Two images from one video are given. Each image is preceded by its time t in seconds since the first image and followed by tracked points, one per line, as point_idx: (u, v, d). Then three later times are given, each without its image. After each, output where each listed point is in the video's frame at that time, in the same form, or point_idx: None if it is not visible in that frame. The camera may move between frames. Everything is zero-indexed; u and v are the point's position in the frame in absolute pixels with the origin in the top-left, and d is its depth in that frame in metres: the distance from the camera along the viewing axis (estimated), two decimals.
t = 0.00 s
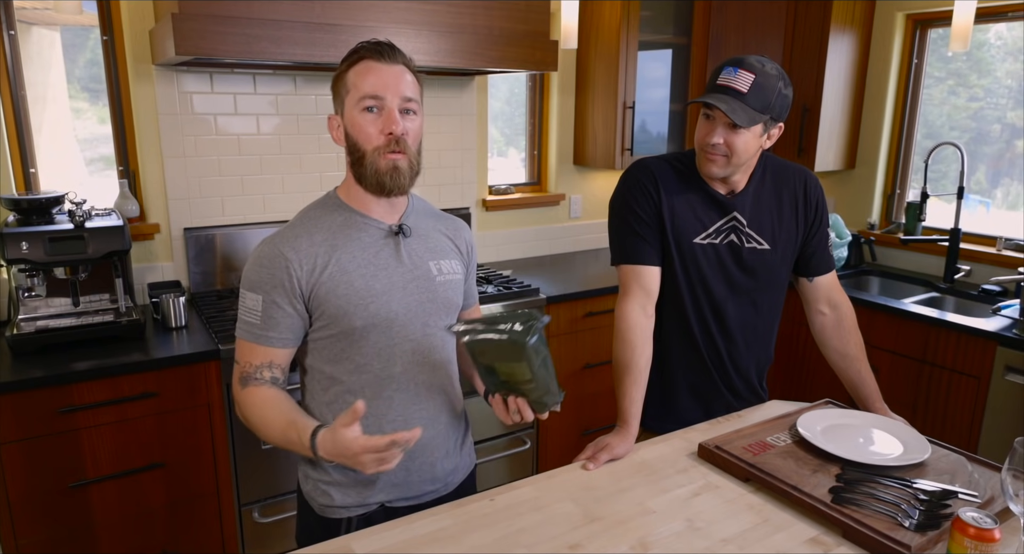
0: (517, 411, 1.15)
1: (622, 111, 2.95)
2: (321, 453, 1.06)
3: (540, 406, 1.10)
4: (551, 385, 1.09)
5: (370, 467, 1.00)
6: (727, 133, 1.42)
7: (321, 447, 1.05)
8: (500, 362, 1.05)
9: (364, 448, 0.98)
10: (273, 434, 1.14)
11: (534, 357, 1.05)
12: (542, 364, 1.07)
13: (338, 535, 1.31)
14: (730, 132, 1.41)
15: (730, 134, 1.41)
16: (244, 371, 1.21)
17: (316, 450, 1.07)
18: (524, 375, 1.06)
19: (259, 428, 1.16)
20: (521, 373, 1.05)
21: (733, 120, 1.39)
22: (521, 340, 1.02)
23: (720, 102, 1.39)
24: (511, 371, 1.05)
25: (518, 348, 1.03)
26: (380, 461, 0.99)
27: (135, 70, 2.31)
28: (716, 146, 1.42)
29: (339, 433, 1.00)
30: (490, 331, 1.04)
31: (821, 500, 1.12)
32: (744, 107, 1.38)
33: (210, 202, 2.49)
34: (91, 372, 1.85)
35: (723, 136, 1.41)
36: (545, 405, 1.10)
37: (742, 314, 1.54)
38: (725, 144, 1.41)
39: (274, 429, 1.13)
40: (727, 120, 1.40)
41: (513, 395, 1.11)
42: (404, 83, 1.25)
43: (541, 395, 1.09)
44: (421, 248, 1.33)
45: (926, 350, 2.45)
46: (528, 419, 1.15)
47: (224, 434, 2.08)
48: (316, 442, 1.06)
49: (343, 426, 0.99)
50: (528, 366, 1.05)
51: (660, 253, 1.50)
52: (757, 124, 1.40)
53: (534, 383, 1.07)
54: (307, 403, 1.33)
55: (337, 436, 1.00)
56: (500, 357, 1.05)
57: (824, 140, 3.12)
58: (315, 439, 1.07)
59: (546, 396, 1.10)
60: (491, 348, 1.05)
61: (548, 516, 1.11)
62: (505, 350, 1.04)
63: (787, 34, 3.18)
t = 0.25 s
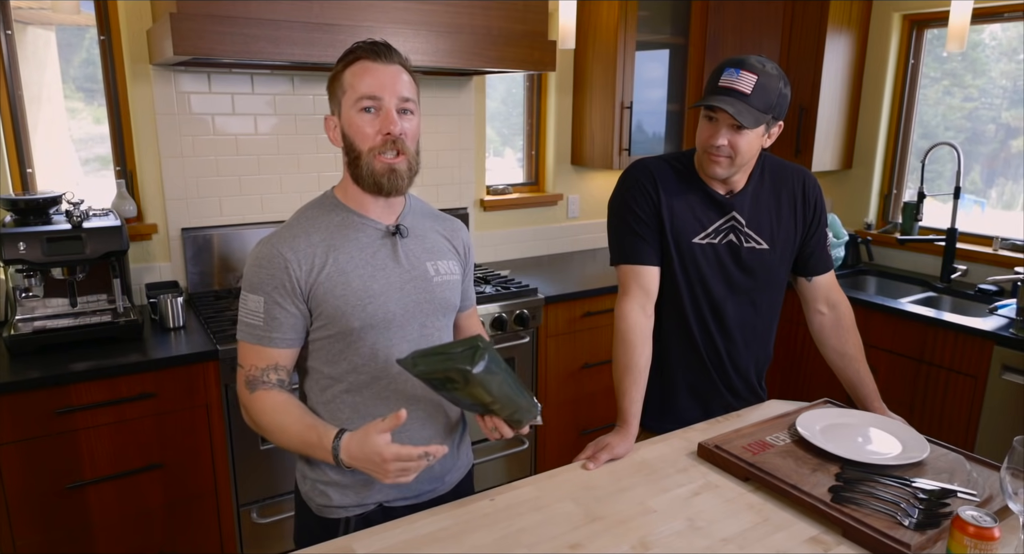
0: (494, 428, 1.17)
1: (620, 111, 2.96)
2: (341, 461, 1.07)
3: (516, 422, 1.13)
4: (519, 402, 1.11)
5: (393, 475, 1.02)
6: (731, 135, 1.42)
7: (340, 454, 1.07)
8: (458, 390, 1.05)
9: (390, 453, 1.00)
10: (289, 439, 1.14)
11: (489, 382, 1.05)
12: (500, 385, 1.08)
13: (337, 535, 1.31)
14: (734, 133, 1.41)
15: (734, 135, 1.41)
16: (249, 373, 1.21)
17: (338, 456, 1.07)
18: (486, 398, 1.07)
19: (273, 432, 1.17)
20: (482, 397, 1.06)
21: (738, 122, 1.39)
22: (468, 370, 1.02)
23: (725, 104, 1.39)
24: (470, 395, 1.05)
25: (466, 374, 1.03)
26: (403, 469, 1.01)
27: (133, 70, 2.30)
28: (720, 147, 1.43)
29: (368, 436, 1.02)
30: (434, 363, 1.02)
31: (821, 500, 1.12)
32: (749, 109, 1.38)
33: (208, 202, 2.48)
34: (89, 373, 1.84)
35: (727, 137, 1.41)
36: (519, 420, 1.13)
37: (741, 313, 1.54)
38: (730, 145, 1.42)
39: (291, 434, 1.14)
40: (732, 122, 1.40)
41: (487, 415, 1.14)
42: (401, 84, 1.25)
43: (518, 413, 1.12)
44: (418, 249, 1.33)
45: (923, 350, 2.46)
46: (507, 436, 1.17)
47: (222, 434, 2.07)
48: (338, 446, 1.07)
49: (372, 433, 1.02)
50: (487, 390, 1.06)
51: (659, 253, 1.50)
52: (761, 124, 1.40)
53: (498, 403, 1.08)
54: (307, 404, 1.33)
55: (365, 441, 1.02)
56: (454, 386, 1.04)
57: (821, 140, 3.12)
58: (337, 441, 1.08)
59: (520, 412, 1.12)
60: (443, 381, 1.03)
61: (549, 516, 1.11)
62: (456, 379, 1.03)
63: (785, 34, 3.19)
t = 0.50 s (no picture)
0: (494, 421, 1.18)
1: (619, 111, 2.96)
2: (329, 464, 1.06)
3: (519, 416, 1.12)
4: (525, 394, 1.11)
5: (380, 479, 1.01)
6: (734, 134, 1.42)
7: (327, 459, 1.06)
8: (467, 371, 1.06)
9: (376, 456, 1.00)
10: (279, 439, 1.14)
11: (502, 367, 1.07)
12: (512, 373, 1.09)
13: (338, 537, 1.31)
14: (738, 132, 1.41)
15: (737, 135, 1.41)
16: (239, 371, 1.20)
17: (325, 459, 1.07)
18: (495, 385, 1.08)
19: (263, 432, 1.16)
20: (490, 382, 1.07)
21: (742, 121, 1.40)
22: (487, 350, 1.04)
23: (729, 105, 1.39)
24: (479, 378, 1.07)
25: (482, 356, 1.05)
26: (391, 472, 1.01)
27: (131, 71, 2.30)
28: (723, 147, 1.43)
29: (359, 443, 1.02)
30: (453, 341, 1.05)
31: (823, 499, 1.12)
32: (753, 109, 1.39)
33: (207, 202, 2.48)
34: (88, 374, 1.84)
35: (730, 137, 1.42)
36: (522, 414, 1.13)
37: (741, 312, 1.54)
38: (733, 145, 1.42)
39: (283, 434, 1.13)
40: (735, 122, 1.40)
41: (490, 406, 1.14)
42: (401, 86, 1.26)
43: (521, 407, 1.12)
44: (416, 249, 1.33)
45: (922, 349, 2.46)
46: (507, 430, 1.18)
47: (222, 435, 2.07)
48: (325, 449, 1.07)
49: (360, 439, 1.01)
50: (497, 376, 1.07)
51: (659, 253, 1.50)
52: (765, 124, 1.41)
53: (505, 392, 1.09)
54: (304, 404, 1.33)
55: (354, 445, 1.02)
56: (466, 367, 1.06)
57: (819, 140, 3.13)
58: (325, 444, 1.07)
59: (524, 406, 1.12)
60: (457, 359, 1.06)
61: (551, 516, 1.11)
62: (470, 359, 1.05)
63: (783, 34, 3.19)
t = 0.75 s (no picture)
0: (495, 413, 1.19)
1: (618, 112, 2.96)
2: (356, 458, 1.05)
3: (519, 408, 1.12)
4: (526, 385, 1.11)
5: (409, 469, 1.02)
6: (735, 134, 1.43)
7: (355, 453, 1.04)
8: (469, 356, 1.07)
9: (413, 443, 1.01)
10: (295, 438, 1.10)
11: (504, 354, 1.07)
12: (513, 361, 1.09)
13: (339, 538, 1.31)
14: (739, 132, 1.42)
15: (738, 134, 1.42)
16: (244, 374, 1.17)
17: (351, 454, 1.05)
18: (496, 372, 1.08)
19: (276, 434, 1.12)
20: (492, 369, 1.07)
21: (743, 121, 1.40)
22: (490, 335, 1.04)
23: (730, 105, 1.39)
24: (480, 364, 1.07)
25: (485, 342, 1.05)
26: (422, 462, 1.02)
27: (130, 71, 2.30)
28: (724, 146, 1.43)
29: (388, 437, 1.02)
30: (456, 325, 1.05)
31: (825, 498, 1.12)
32: (753, 108, 1.39)
33: (205, 202, 2.47)
34: (88, 375, 1.83)
35: (731, 137, 1.42)
36: (524, 406, 1.12)
37: (742, 312, 1.55)
38: (734, 144, 1.42)
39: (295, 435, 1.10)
40: (736, 121, 1.41)
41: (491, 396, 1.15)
42: (397, 85, 1.26)
43: (522, 398, 1.11)
44: (414, 248, 1.33)
45: (920, 348, 2.47)
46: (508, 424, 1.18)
47: (221, 436, 2.06)
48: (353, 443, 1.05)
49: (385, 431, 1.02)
50: (499, 363, 1.07)
51: (659, 252, 1.50)
52: (765, 123, 1.41)
53: (507, 380, 1.09)
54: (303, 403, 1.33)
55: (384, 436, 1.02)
56: (468, 352, 1.06)
57: (817, 140, 3.14)
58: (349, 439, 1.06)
59: (525, 398, 1.11)
60: (459, 343, 1.06)
61: (554, 515, 1.11)
62: (472, 344, 1.05)
63: (781, 34, 3.20)
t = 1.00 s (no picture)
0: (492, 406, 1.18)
1: (617, 113, 2.97)
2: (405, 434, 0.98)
3: (516, 401, 1.12)
4: (522, 378, 1.11)
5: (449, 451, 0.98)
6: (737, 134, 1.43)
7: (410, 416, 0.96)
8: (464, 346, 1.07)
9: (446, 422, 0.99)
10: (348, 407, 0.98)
11: (498, 343, 1.07)
12: (508, 351, 1.09)
13: (337, 538, 1.31)
14: (740, 132, 1.42)
15: (740, 134, 1.42)
16: (260, 342, 1.01)
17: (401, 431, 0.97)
18: (492, 363, 1.09)
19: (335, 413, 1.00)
20: (486, 359, 1.08)
21: (745, 121, 1.41)
22: (483, 322, 1.04)
23: (733, 105, 1.39)
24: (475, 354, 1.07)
25: (479, 330, 1.05)
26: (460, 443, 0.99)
27: (129, 72, 2.29)
28: (726, 147, 1.43)
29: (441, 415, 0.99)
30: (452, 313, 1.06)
31: (827, 496, 1.13)
32: (755, 108, 1.40)
33: (204, 204, 2.47)
34: (88, 376, 1.83)
35: (733, 137, 1.43)
36: (519, 399, 1.12)
37: (744, 312, 1.55)
38: (736, 145, 1.43)
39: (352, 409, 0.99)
40: (738, 122, 1.41)
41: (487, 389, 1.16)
42: (388, 92, 1.23)
43: (518, 391, 1.11)
44: (411, 247, 1.33)
45: (919, 348, 2.48)
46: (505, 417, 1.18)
47: (221, 436, 2.06)
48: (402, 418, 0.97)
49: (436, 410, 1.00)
50: (494, 353, 1.07)
51: (661, 252, 1.50)
52: (767, 124, 1.42)
53: (502, 371, 1.09)
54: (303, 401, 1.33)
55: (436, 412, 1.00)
56: (462, 342, 1.07)
57: (816, 141, 3.15)
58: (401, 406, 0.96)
59: (520, 390, 1.11)
60: (454, 332, 1.06)
61: (558, 515, 1.11)
62: (467, 333, 1.06)
63: (779, 35, 3.21)
